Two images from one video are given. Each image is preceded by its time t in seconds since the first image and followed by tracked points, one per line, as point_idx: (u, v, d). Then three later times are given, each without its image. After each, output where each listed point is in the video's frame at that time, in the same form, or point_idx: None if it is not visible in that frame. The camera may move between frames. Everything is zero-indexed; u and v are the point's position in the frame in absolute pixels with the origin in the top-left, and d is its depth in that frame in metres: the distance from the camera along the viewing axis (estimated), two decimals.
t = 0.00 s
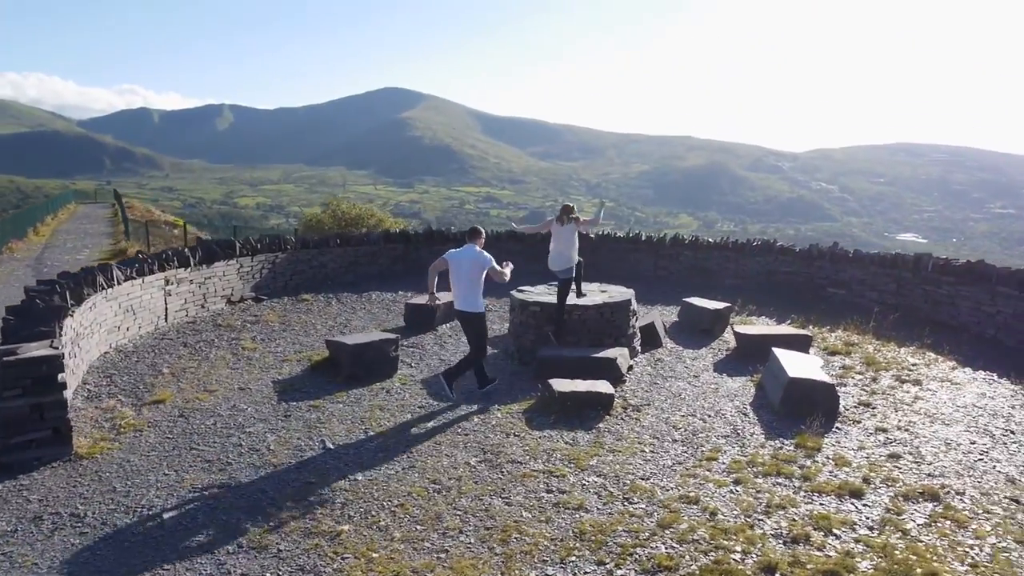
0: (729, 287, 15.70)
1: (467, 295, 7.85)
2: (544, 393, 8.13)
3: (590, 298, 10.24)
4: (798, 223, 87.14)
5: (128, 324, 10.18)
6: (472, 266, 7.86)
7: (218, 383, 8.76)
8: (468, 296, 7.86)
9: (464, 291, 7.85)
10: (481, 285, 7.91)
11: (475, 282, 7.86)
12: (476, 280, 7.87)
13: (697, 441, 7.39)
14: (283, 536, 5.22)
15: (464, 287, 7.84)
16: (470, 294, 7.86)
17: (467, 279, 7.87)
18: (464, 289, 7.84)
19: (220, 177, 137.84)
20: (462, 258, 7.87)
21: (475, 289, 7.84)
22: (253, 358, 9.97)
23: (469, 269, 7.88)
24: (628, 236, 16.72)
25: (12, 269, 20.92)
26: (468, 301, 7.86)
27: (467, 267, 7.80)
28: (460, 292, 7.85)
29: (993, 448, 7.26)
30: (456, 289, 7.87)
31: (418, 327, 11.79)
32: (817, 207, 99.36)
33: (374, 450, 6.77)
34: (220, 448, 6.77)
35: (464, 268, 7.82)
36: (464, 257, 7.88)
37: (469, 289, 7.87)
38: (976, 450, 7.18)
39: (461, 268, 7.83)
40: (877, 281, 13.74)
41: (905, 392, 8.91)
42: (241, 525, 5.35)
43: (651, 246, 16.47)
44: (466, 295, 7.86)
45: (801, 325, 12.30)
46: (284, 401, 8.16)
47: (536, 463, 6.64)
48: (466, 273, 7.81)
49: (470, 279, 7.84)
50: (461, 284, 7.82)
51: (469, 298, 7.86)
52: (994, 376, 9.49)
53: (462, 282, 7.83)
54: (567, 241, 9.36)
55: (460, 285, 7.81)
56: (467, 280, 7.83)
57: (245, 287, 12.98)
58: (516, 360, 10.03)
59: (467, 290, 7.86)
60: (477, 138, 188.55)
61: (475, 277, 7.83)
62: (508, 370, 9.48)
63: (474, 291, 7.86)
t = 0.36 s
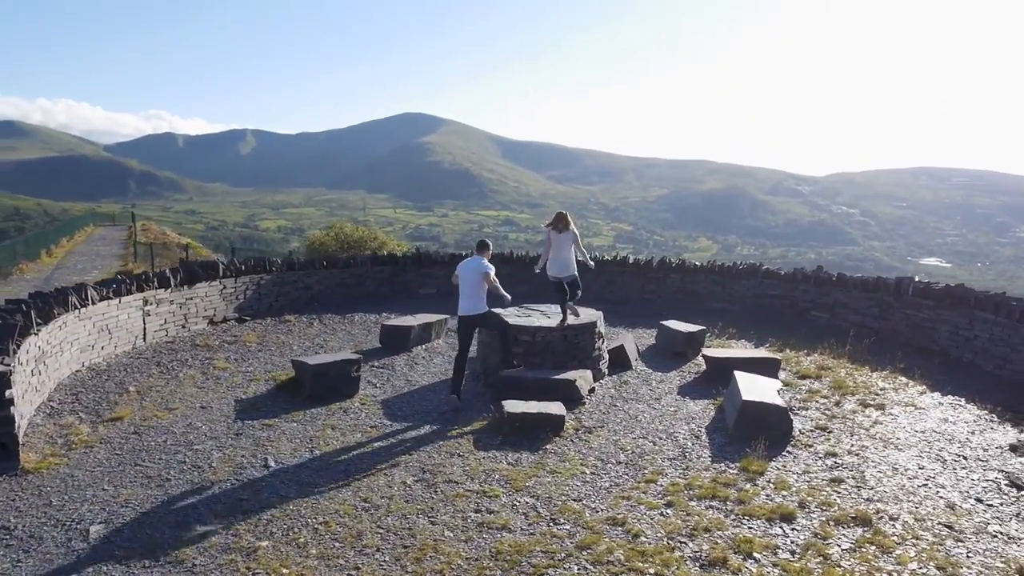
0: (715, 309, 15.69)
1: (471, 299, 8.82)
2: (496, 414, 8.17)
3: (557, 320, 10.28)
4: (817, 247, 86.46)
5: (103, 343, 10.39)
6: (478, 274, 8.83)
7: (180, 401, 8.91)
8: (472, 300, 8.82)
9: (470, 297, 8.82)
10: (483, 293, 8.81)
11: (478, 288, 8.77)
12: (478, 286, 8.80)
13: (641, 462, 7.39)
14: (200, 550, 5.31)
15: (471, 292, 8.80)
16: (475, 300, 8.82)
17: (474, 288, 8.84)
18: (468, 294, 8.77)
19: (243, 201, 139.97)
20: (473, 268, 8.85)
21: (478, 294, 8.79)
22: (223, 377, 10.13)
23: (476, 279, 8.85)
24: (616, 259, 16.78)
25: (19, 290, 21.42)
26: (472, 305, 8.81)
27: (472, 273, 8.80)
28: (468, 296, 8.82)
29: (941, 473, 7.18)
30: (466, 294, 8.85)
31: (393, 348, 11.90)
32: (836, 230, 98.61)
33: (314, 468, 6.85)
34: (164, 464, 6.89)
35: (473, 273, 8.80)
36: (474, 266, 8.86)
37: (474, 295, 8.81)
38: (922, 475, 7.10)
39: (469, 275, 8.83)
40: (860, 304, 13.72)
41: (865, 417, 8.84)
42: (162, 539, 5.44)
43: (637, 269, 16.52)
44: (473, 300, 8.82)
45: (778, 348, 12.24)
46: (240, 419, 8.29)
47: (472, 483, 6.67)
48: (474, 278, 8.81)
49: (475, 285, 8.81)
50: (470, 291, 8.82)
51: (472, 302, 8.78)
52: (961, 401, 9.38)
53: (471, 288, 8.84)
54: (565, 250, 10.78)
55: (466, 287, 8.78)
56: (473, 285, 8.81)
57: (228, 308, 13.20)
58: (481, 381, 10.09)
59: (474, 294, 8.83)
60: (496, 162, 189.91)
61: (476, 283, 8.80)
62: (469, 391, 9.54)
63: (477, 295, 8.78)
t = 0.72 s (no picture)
0: (719, 310, 15.58)
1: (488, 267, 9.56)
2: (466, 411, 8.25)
3: (541, 319, 10.34)
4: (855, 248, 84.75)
5: (102, 338, 10.72)
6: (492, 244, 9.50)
7: (166, 395, 9.16)
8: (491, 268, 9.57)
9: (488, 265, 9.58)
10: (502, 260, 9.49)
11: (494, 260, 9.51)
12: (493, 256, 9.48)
13: (603, 462, 7.40)
14: (146, 539, 5.48)
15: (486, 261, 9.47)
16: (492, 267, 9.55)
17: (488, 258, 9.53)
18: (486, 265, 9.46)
19: (282, 200, 142.27)
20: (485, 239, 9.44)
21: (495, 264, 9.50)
22: (214, 372, 10.37)
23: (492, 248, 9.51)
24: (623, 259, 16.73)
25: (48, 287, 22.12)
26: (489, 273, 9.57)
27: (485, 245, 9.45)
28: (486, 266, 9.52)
29: (908, 478, 7.05)
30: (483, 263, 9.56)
31: (386, 346, 12.05)
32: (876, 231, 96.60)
33: (276, 461, 7.01)
34: (133, 457, 7.11)
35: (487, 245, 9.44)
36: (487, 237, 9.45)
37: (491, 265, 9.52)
38: (888, 481, 6.98)
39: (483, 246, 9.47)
40: (863, 306, 13.53)
41: (844, 420, 8.71)
42: (112, 527, 5.63)
43: (642, 269, 16.48)
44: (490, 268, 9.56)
45: (773, 351, 12.11)
46: (219, 414, 8.49)
47: (427, 479, 6.76)
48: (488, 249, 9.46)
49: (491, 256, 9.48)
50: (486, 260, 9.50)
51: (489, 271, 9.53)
52: (948, 406, 9.19)
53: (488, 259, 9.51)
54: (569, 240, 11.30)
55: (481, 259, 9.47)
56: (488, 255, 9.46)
57: (231, 305, 13.50)
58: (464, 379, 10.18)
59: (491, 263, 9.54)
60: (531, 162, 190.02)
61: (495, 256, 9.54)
62: (450, 389, 9.63)
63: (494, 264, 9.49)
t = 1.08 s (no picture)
0: (725, 311, 15.46)
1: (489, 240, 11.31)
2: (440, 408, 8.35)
3: (528, 317, 10.37)
4: (898, 249, 82.90)
5: (105, 332, 11.07)
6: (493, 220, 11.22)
7: (157, 388, 9.43)
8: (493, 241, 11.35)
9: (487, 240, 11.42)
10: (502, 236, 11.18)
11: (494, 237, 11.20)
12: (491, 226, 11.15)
13: (568, 460, 7.42)
14: (101, 524, 5.68)
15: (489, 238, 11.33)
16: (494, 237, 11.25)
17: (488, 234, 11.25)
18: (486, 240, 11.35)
19: (321, 199, 144.34)
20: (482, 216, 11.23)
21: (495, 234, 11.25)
22: (209, 366, 10.64)
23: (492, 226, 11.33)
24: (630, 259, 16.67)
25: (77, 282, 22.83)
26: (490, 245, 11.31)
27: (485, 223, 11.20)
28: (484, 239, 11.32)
29: (875, 483, 6.93)
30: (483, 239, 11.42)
31: (382, 343, 12.21)
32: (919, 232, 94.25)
33: (245, 453, 7.19)
34: (110, 446, 7.35)
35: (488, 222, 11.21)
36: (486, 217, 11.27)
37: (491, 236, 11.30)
38: (854, 485, 6.87)
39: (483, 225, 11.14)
40: (869, 308, 13.29)
41: (825, 424, 8.59)
42: (72, 513, 5.85)
43: (650, 270, 16.43)
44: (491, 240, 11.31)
45: (770, 352, 11.97)
46: (203, 407, 8.72)
47: (388, 473, 6.87)
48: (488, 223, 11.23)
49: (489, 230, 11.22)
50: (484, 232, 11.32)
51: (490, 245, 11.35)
52: (937, 411, 9.00)
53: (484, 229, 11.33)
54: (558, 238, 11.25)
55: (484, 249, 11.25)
56: (486, 233, 11.16)
57: (237, 302, 13.82)
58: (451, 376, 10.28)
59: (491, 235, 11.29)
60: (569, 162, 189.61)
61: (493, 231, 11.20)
62: (433, 385, 9.74)
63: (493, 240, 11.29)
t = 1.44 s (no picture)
0: (737, 311, 15.31)
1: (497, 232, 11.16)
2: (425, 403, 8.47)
3: (523, 315, 10.44)
4: (945, 251, 80.67)
5: (117, 326, 11.44)
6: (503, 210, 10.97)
7: (159, 380, 9.73)
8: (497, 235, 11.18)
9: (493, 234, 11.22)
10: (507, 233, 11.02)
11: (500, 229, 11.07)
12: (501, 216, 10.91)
13: (544, 456, 7.47)
14: (75, 508, 5.92)
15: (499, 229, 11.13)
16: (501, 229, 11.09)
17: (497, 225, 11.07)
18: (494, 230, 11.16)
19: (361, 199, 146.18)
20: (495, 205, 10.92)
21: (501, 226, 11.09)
22: (213, 360, 10.94)
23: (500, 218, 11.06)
24: (642, 259, 16.60)
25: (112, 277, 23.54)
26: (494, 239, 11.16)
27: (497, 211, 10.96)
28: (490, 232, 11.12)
29: (850, 484, 6.83)
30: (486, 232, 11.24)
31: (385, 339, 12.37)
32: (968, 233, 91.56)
33: (227, 442, 7.39)
34: (102, 435, 7.62)
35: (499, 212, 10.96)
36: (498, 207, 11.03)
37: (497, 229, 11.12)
38: (827, 486, 6.78)
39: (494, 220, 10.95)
40: (880, 310, 13.05)
41: (813, 425, 8.48)
42: (50, 496, 6.09)
43: (662, 269, 16.34)
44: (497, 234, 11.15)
45: (773, 353, 11.83)
46: (199, 398, 8.97)
47: (361, 466, 7.01)
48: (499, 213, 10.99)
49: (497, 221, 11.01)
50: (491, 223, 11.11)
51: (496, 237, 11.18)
52: (933, 414, 8.82)
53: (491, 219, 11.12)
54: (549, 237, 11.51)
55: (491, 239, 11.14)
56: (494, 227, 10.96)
57: (250, 298, 14.14)
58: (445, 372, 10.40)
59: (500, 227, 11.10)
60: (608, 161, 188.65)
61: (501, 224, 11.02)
62: (426, 381, 9.86)
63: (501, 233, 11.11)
